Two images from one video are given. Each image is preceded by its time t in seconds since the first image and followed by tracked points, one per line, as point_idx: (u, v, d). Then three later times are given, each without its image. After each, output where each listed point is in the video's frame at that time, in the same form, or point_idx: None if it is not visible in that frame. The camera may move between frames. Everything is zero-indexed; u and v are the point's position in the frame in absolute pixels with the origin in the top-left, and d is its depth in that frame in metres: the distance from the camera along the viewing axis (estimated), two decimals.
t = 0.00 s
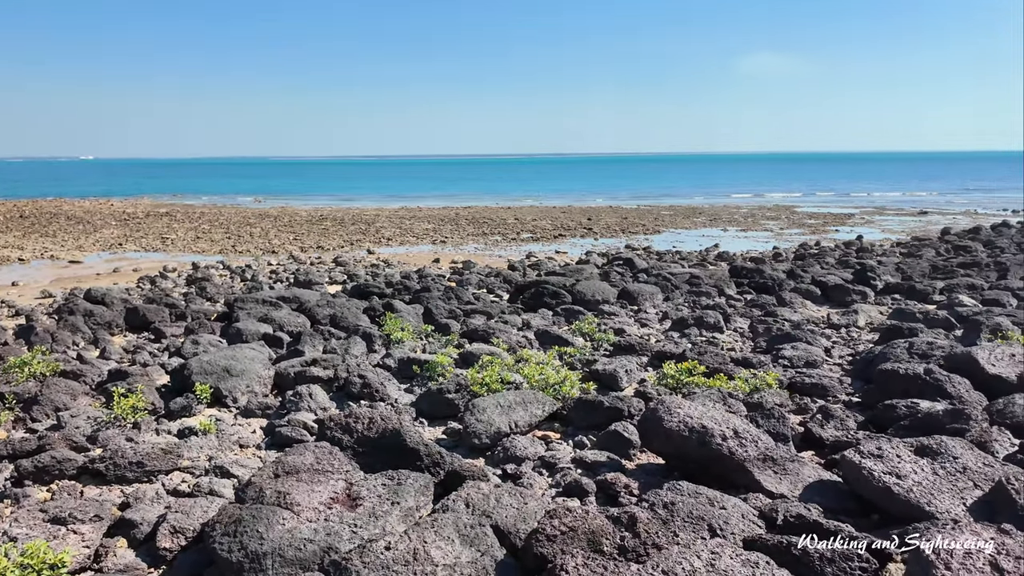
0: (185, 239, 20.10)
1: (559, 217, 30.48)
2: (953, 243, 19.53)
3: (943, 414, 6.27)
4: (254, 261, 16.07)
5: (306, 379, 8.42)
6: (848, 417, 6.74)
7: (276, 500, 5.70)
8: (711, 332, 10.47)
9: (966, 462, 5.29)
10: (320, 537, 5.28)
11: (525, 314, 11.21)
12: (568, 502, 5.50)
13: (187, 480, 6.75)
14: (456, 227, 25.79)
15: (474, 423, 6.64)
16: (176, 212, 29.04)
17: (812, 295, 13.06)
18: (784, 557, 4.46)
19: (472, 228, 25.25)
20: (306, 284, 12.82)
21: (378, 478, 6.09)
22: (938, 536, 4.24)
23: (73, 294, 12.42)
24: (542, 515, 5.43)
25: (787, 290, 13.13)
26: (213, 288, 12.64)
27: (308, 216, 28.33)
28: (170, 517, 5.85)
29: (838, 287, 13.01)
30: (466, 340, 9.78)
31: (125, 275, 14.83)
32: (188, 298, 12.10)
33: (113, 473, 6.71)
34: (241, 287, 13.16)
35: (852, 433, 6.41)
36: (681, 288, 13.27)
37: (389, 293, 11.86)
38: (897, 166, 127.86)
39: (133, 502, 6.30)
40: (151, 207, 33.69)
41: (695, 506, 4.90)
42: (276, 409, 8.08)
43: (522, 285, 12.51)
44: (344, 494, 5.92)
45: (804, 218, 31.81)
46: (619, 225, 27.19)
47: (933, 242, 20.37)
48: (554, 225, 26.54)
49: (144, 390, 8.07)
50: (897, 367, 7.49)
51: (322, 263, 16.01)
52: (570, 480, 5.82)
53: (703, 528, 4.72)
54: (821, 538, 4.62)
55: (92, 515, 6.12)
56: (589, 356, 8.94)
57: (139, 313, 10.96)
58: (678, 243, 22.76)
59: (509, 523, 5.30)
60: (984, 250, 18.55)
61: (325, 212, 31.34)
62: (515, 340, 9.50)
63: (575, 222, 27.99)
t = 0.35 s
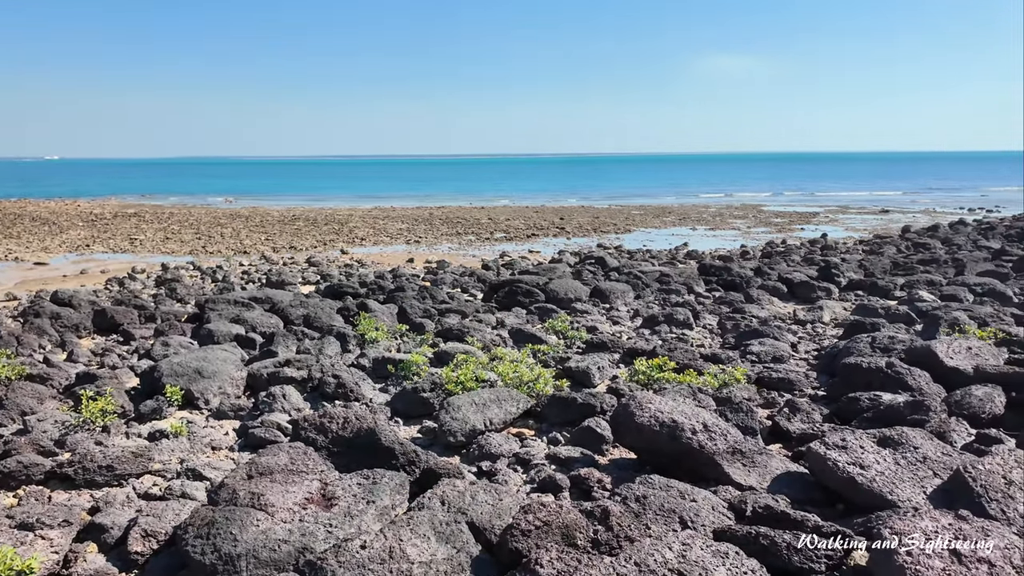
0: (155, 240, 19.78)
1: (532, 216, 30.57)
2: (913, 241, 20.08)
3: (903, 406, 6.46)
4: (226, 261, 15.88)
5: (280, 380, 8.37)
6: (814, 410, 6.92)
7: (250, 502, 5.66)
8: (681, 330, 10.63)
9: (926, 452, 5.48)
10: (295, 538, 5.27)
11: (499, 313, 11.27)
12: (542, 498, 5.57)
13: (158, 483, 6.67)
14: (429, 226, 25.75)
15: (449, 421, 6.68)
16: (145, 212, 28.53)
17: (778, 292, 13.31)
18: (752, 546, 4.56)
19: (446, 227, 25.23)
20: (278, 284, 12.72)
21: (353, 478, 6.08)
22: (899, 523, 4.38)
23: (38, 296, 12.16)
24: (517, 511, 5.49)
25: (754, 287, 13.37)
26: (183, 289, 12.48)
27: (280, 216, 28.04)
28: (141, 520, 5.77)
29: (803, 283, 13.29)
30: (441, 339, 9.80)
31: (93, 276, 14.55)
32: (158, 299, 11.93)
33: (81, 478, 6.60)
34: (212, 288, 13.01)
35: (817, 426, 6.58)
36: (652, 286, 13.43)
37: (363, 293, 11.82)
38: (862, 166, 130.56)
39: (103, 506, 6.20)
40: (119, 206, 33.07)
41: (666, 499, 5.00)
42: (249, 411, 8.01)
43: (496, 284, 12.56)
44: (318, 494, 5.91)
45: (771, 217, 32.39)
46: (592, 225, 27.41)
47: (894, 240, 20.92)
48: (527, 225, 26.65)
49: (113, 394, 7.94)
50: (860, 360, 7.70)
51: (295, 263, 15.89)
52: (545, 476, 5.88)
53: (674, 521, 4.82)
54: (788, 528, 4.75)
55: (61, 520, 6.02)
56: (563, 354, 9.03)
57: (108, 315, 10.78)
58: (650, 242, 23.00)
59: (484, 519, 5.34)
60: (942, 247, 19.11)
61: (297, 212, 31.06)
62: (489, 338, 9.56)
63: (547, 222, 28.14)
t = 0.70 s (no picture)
0: (107, 241, 19.26)
1: (493, 215, 30.66)
2: (858, 237, 20.82)
3: (849, 395, 6.75)
4: (182, 262, 15.56)
5: (240, 381, 8.30)
6: (765, 401, 7.17)
7: (211, 503, 5.62)
8: (639, 325, 10.85)
9: (870, 438, 5.76)
10: (257, 538, 5.25)
11: (461, 311, 11.33)
12: (505, 491, 5.67)
13: (115, 488, 6.55)
14: (390, 225, 25.63)
15: (413, 419, 6.73)
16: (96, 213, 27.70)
17: (731, 287, 13.67)
18: (707, 532, 4.75)
19: (407, 226, 25.15)
20: (237, 284, 12.54)
21: (316, 477, 6.08)
22: (845, 504, 4.60)
23: None
24: (480, 505, 5.57)
25: (708, 283, 13.71)
26: (138, 291, 12.20)
27: (237, 215, 27.54)
28: (98, 525, 5.67)
29: (755, 278, 13.67)
30: (404, 337, 9.82)
31: (42, 279, 14.12)
32: (112, 301, 11.64)
33: (35, 484, 6.44)
34: (168, 289, 12.75)
35: (769, 416, 6.83)
36: (610, 283, 13.65)
37: (324, 292, 11.75)
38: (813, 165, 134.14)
39: (57, 512, 6.07)
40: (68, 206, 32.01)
41: (625, 489, 5.15)
42: (209, 412, 7.91)
43: (458, 282, 12.62)
44: (281, 494, 5.89)
45: (723, 214, 33.14)
46: (552, 224, 27.65)
47: (839, 236, 21.66)
48: (487, 224, 26.74)
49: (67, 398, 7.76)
50: (808, 352, 8.01)
51: (254, 263, 15.67)
52: (507, 470, 5.98)
53: (633, 509, 4.96)
54: (741, 514, 4.95)
55: (14, 527, 5.87)
56: (524, 350, 9.15)
57: (59, 318, 10.48)
58: (608, 240, 23.33)
59: (448, 514, 5.41)
60: (885, 243, 19.87)
61: (255, 211, 30.55)
62: (451, 336, 9.61)
63: (508, 220, 28.28)
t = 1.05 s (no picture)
0: (36, 243, 18.43)
1: (439, 213, 30.59)
2: (786, 231, 21.72)
3: (779, 381, 7.12)
4: (117, 263, 15.03)
5: (182, 384, 8.13)
6: (702, 389, 7.48)
7: (155, 509, 5.53)
8: (582, 320, 11.08)
9: (798, 421, 6.09)
10: (205, 542, 5.18)
11: (408, 309, 11.34)
12: (455, 485, 5.76)
13: (52, 497, 6.34)
14: (334, 223, 25.31)
15: (362, 417, 6.75)
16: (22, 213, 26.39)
17: (669, 282, 14.09)
18: (648, 516, 4.97)
19: (351, 225, 24.87)
20: (177, 285, 12.22)
21: (263, 479, 6.05)
22: (775, 485, 4.87)
23: None
24: (430, 499, 5.65)
25: (647, 278, 14.09)
26: (71, 294, 11.75)
27: (174, 214, 26.70)
28: (35, 536, 5.50)
29: (691, 273, 14.11)
30: (351, 336, 9.78)
31: None
32: (42, 305, 11.18)
33: None
34: (102, 292, 12.31)
35: (706, 403, 7.13)
36: (554, 279, 13.87)
37: (268, 292, 11.57)
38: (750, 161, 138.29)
39: None
40: None
41: (570, 478, 5.32)
42: (150, 417, 7.73)
43: (404, 280, 12.62)
44: (228, 497, 5.83)
45: (660, 211, 34.00)
46: (498, 221, 27.81)
47: (770, 231, 22.55)
48: (432, 222, 26.70)
49: None
50: (741, 342, 8.38)
51: (194, 263, 15.27)
52: (456, 464, 6.08)
53: (578, 497, 5.14)
54: (680, 498, 5.18)
55: None
56: (471, 347, 9.25)
57: None
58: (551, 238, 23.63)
59: (399, 509, 5.47)
60: (811, 237, 20.80)
61: (194, 210, 29.67)
62: (399, 334, 9.64)
63: (452, 218, 28.29)
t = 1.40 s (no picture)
0: None
1: (380, 210, 30.30)
2: (715, 226, 22.45)
3: (708, 368, 7.42)
4: (42, 265, 14.36)
5: (114, 389, 7.88)
6: (637, 379, 7.72)
7: (89, 517, 5.37)
8: (523, 314, 11.22)
9: (727, 407, 6.36)
10: (142, 547, 5.03)
11: (351, 307, 11.25)
12: (399, 480, 5.79)
13: None
14: (273, 221, 24.80)
15: (304, 417, 6.69)
16: None
17: (605, 276, 14.39)
18: (586, 502, 5.12)
19: (290, 223, 24.39)
20: (108, 287, 11.79)
21: (202, 482, 5.94)
22: (704, 467, 5.09)
23: None
24: (374, 496, 5.66)
25: (585, 273, 14.35)
26: None
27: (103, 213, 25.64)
28: None
29: (625, 267, 14.44)
30: (292, 336, 9.65)
31: None
32: None
33: None
34: (27, 295, 11.76)
35: (641, 392, 7.35)
36: (495, 275, 13.98)
37: (205, 292, 11.29)
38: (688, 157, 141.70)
39: None
40: None
41: (512, 469, 5.43)
42: (81, 424, 7.45)
43: (345, 279, 12.51)
44: (166, 502, 5.71)
45: (595, 208, 34.60)
46: (440, 219, 27.78)
47: (700, 225, 23.28)
48: (373, 220, 26.46)
49: None
50: (673, 332, 8.67)
51: (126, 264, 14.73)
52: (401, 460, 6.11)
53: (520, 487, 5.25)
54: (617, 484, 5.36)
55: None
56: (415, 343, 9.26)
57: None
58: (491, 234, 23.76)
59: (343, 507, 5.46)
60: (739, 231, 21.58)
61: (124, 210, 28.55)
62: (341, 332, 9.58)
63: (394, 216, 28.08)
